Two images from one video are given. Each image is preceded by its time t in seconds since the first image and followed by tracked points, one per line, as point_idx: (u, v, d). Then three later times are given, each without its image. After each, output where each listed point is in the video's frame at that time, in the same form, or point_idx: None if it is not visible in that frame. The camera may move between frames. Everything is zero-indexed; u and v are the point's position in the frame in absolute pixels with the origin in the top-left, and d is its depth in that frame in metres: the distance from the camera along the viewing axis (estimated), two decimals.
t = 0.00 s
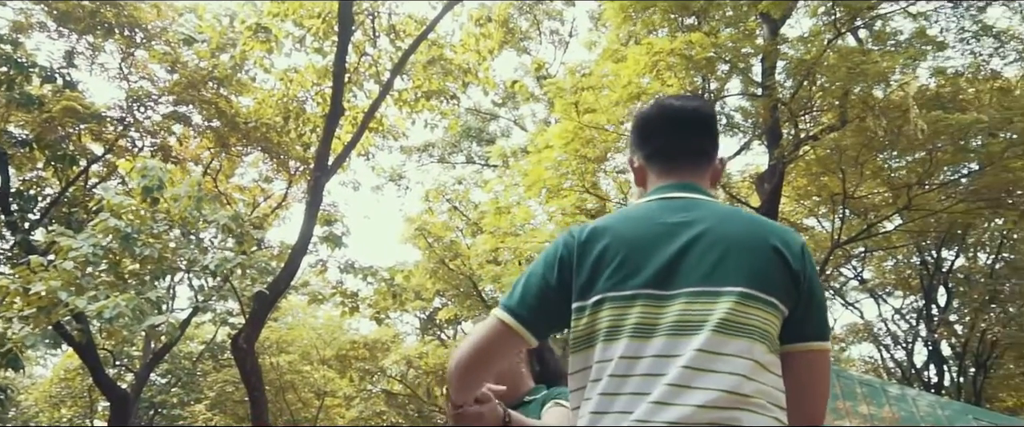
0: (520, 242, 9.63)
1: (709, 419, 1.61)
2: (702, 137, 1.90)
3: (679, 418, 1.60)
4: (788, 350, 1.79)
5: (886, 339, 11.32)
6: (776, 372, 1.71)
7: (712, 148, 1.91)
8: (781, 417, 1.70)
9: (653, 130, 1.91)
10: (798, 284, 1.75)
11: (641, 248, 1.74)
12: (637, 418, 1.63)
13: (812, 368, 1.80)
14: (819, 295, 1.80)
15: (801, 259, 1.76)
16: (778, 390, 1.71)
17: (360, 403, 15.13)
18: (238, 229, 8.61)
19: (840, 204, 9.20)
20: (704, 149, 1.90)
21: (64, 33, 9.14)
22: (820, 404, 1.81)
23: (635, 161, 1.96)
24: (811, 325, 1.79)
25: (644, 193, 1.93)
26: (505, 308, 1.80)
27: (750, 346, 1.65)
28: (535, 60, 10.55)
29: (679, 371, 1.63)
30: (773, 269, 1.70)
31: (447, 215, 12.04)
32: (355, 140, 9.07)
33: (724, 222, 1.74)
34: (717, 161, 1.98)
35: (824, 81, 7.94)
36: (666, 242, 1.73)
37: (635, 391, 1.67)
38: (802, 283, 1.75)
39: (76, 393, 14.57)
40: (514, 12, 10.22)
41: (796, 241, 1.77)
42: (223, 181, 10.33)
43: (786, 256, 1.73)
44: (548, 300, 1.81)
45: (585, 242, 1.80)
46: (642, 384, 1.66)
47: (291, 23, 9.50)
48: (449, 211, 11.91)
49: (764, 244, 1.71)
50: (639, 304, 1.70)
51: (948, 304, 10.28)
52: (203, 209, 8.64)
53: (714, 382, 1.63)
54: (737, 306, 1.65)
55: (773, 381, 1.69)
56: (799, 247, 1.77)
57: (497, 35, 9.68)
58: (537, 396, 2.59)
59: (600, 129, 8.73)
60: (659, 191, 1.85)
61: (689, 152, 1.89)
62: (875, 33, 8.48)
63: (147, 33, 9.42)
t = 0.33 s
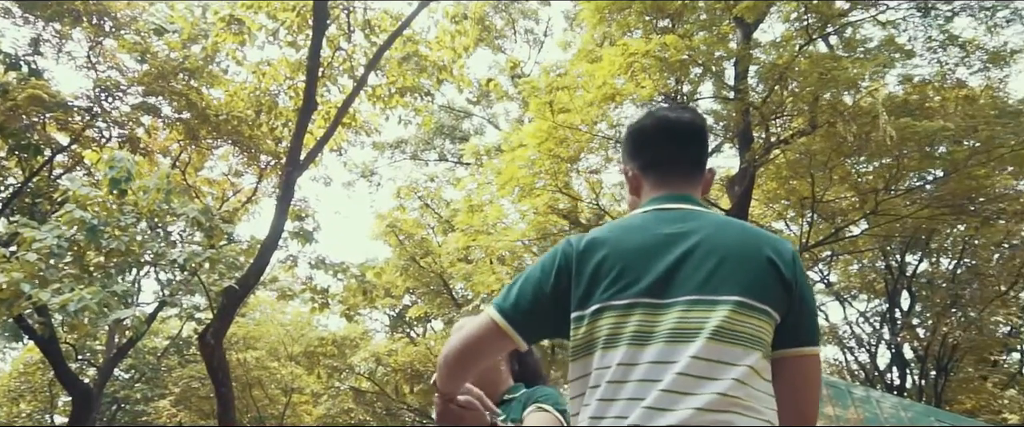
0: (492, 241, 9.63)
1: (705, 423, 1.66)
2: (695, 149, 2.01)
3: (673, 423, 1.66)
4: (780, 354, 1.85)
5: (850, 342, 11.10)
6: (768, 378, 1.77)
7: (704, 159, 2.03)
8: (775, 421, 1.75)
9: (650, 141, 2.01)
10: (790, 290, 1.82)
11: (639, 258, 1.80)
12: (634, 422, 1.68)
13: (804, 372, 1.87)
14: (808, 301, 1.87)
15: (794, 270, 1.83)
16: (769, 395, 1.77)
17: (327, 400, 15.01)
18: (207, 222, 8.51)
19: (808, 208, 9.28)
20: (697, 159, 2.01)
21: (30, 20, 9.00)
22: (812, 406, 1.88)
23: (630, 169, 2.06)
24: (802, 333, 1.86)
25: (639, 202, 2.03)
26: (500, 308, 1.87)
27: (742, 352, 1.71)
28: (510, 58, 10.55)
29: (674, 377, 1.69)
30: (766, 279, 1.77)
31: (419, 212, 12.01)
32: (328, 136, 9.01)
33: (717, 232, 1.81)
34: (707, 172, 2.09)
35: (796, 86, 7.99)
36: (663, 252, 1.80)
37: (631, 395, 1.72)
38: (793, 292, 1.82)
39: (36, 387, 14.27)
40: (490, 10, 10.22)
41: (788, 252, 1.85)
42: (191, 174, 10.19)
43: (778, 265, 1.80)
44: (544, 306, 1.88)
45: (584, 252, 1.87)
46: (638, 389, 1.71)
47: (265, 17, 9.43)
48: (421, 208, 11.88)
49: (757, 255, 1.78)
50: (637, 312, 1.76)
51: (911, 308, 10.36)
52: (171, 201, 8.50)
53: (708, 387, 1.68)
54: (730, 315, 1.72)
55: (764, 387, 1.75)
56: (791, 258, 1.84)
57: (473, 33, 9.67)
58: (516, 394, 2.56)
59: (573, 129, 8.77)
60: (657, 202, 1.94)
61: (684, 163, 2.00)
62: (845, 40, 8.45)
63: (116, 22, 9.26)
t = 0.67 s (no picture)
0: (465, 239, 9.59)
1: None
2: (683, 166, 2.01)
3: None
4: (767, 366, 1.88)
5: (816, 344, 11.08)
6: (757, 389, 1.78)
7: (691, 174, 2.03)
8: None
9: (639, 159, 2.01)
10: (776, 305, 1.84)
11: (631, 274, 1.82)
12: None
13: (792, 382, 1.89)
14: (795, 313, 1.90)
15: (781, 283, 1.85)
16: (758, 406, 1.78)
17: (295, 397, 14.84)
18: (177, 217, 8.34)
19: (778, 211, 9.41)
20: (685, 176, 2.02)
21: None
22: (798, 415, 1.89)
23: (618, 185, 2.06)
24: (789, 345, 1.88)
25: (629, 218, 2.04)
26: (493, 318, 1.89)
27: (732, 363, 1.72)
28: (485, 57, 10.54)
29: (666, 389, 1.69)
30: (755, 293, 1.79)
31: (390, 209, 11.96)
32: (302, 131, 8.92)
33: (708, 248, 1.82)
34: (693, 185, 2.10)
35: (768, 91, 8.06)
36: (655, 268, 1.81)
37: (624, 407, 1.72)
38: (780, 306, 1.84)
39: None
40: (467, 9, 10.20)
41: (776, 267, 1.86)
42: (160, 167, 10.03)
43: (765, 280, 1.82)
44: (537, 319, 1.90)
45: (576, 268, 1.89)
46: (631, 402, 1.72)
47: (239, 9, 9.30)
48: (393, 206, 11.86)
49: (746, 270, 1.80)
50: (630, 327, 1.77)
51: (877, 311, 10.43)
52: (140, 195, 8.32)
53: (700, 399, 1.69)
54: (722, 328, 1.73)
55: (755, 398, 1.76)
56: (779, 272, 1.85)
57: (449, 31, 9.65)
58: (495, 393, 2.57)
59: (548, 129, 8.78)
60: (647, 220, 1.95)
61: (672, 181, 2.00)
62: (817, 46, 8.61)
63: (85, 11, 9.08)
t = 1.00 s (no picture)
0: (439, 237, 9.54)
1: None
2: (668, 186, 2.03)
3: None
4: (752, 377, 1.92)
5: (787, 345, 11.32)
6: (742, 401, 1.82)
7: (676, 193, 2.05)
8: None
9: (626, 176, 2.01)
10: (759, 319, 1.88)
11: (623, 294, 1.81)
12: None
13: (773, 394, 1.94)
14: (775, 326, 1.94)
15: (763, 299, 1.89)
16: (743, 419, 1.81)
17: (265, 395, 14.67)
18: (147, 211, 8.14)
19: (750, 214, 9.44)
20: (670, 194, 2.03)
21: None
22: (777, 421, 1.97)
23: (604, 202, 2.06)
24: (770, 357, 1.93)
25: (615, 235, 2.03)
26: (488, 345, 1.82)
27: (722, 378, 1.74)
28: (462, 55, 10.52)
29: (658, 404, 1.70)
30: (741, 309, 1.82)
31: (364, 206, 11.90)
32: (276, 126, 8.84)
33: (696, 266, 1.84)
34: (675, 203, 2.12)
35: (743, 94, 8.12)
36: (645, 287, 1.81)
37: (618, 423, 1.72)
38: (763, 320, 1.88)
39: None
40: (444, 6, 10.19)
41: (757, 282, 1.90)
42: (130, 160, 9.86)
43: (749, 296, 1.85)
44: (531, 342, 1.84)
45: (566, 288, 1.86)
46: (626, 417, 1.72)
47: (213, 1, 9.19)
48: (366, 203, 11.79)
49: (732, 288, 1.83)
50: (625, 344, 1.77)
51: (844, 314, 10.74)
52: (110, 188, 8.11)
53: (691, 414, 1.71)
54: (713, 344, 1.76)
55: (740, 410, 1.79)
56: (760, 288, 1.90)
57: (426, 28, 9.63)
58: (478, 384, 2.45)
59: (524, 128, 8.77)
60: (634, 238, 1.95)
61: (659, 198, 2.01)
62: (790, 51, 8.63)
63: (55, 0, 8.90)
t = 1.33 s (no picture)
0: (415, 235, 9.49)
1: None
2: (650, 201, 1.97)
3: None
4: (736, 384, 1.91)
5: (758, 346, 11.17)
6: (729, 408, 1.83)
7: (659, 206, 2.00)
8: None
9: (609, 192, 1.95)
10: (741, 329, 1.89)
11: (614, 310, 1.80)
12: None
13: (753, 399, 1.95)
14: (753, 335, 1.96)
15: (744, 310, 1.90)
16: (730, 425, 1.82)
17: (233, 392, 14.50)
18: (119, 204, 7.94)
19: (723, 216, 9.47)
20: (653, 209, 1.98)
21: None
22: None
23: (587, 215, 2.00)
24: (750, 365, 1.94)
25: (598, 248, 1.99)
26: (488, 377, 1.83)
27: (714, 388, 1.76)
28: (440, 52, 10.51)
29: (656, 415, 1.70)
30: (726, 320, 1.84)
31: (338, 203, 11.82)
32: (252, 120, 8.74)
33: (682, 281, 1.84)
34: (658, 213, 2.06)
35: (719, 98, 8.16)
36: (635, 302, 1.80)
37: None
38: (745, 331, 1.90)
39: None
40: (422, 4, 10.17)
41: (738, 293, 1.91)
42: (100, 153, 9.70)
43: (733, 309, 1.86)
44: (527, 363, 1.84)
45: (557, 307, 1.84)
46: None
47: None
48: (341, 199, 11.74)
49: (717, 301, 1.84)
50: (619, 358, 1.77)
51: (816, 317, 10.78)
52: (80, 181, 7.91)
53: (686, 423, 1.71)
54: (704, 356, 1.77)
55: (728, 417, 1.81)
56: (741, 299, 1.91)
57: (405, 25, 9.61)
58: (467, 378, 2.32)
59: (502, 127, 8.76)
60: (618, 254, 1.91)
61: (641, 214, 1.96)
62: (766, 56, 8.51)
63: None
